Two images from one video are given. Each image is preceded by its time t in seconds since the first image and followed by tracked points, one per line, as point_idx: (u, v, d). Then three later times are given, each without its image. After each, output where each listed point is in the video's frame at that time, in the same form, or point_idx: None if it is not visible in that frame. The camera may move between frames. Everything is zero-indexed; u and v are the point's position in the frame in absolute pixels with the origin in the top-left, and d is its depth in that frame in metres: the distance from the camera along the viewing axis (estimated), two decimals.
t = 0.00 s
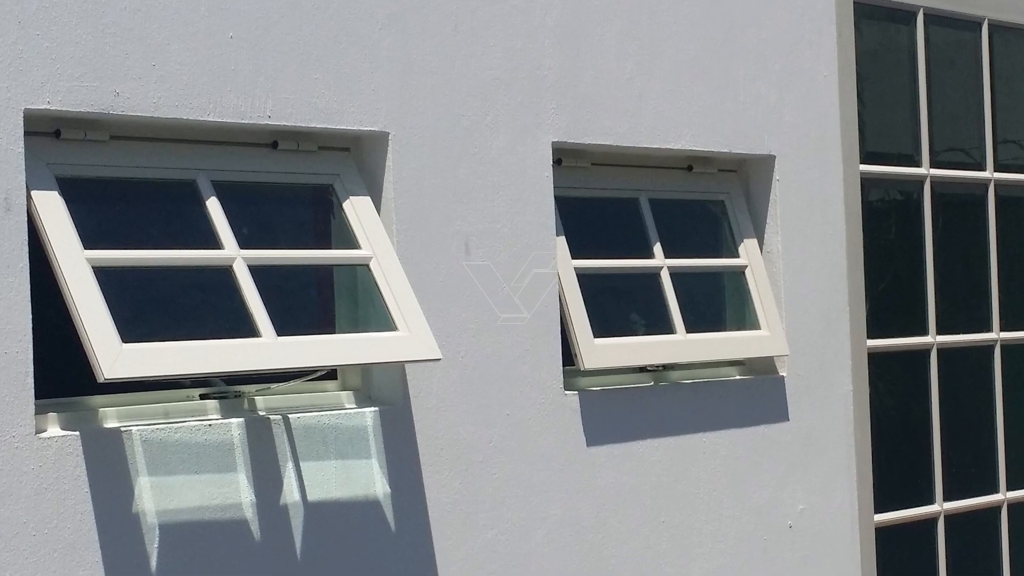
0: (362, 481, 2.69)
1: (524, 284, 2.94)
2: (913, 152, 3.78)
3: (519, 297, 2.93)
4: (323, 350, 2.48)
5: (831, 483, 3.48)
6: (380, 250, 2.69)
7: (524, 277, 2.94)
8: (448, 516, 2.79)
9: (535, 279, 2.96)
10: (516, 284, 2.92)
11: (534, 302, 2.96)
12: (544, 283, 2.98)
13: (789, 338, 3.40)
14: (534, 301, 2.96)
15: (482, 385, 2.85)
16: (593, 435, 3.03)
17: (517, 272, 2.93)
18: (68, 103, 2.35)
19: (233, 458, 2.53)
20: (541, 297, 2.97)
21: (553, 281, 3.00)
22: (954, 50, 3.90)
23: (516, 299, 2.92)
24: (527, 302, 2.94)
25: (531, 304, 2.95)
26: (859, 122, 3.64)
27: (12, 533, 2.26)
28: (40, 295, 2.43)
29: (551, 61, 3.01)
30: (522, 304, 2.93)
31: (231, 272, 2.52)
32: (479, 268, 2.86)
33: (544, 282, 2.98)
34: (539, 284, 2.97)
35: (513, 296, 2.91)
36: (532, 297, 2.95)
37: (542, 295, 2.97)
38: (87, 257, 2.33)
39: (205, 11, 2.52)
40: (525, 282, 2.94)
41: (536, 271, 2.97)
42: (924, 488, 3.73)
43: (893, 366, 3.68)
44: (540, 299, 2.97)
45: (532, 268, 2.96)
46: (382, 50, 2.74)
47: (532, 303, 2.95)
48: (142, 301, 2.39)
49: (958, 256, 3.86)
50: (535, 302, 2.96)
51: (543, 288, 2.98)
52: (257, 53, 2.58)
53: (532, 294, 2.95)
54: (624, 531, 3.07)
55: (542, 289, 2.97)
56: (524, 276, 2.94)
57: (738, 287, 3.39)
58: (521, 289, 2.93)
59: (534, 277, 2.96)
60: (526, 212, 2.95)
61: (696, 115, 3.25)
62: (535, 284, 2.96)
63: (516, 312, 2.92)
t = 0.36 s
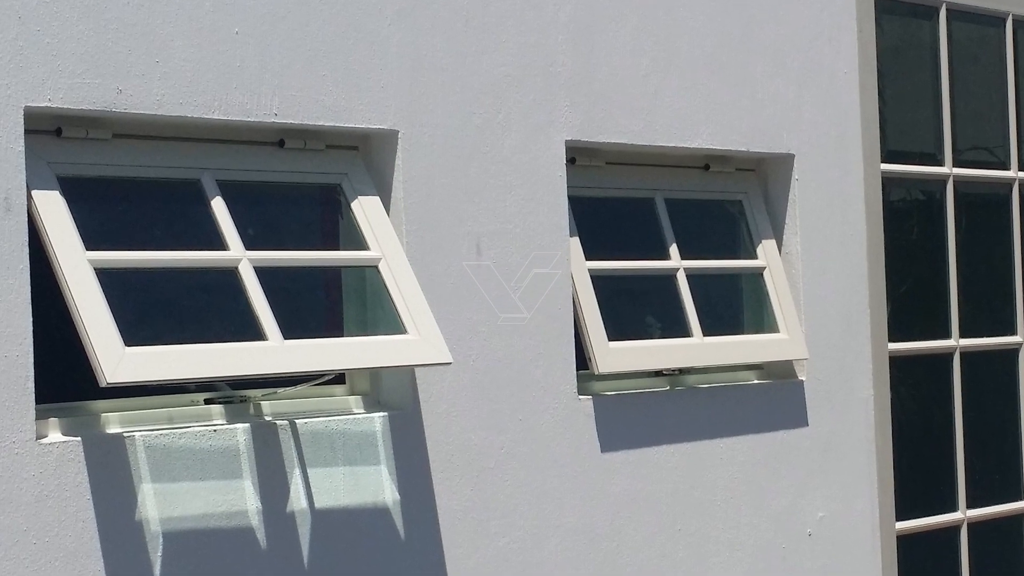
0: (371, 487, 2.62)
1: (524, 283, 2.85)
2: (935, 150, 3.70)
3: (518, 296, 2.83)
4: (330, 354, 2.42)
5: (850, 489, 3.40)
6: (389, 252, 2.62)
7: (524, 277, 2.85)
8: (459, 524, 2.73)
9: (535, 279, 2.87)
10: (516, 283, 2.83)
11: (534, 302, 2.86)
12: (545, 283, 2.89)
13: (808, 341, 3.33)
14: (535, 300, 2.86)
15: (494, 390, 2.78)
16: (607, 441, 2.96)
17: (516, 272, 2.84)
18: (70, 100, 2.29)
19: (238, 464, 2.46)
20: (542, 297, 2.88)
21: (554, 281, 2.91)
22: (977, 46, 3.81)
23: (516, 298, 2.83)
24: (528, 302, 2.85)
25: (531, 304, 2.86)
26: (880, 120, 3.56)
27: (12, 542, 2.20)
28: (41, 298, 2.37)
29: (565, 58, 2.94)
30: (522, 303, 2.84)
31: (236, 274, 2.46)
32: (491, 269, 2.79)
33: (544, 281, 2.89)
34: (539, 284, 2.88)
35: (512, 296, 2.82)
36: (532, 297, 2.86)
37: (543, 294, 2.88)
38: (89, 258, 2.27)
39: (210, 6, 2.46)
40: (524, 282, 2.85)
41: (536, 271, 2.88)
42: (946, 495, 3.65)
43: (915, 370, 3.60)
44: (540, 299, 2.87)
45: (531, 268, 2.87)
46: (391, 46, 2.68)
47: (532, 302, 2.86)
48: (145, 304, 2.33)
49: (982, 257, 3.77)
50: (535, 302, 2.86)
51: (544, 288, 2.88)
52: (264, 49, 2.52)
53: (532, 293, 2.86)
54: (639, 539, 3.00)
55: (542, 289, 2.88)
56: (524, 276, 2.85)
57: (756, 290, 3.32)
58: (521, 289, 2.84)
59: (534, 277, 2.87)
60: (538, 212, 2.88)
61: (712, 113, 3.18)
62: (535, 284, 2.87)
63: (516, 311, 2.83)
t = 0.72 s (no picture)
0: (380, 495, 2.56)
1: (524, 283, 2.76)
2: (958, 149, 3.62)
3: (518, 296, 2.74)
4: (338, 358, 2.36)
5: (871, 496, 3.32)
6: (398, 252, 2.55)
7: (524, 277, 2.76)
8: (470, 532, 2.66)
9: (535, 279, 2.78)
10: (517, 283, 2.74)
11: (534, 301, 2.77)
12: (559, 285, 2.82)
13: (828, 344, 3.25)
14: (535, 300, 2.77)
15: (507, 395, 2.72)
16: (622, 447, 2.88)
17: (517, 271, 2.75)
18: (72, 98, 2.23)
19: (244, 471, 2.40)
20: (542, 297, 2.79)
21: (556, 280, 2.82)
22: (1001, 43, 3.72)
23: (516, 298, 2.74)
24: (528, 302, 2.76)
25: (531, 304, 2.77)
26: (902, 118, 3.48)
27: (12, 551, 2.14)
28: (42, 300, 2.31)
29: (579, 54, 2.87)
30: (521, 303, 2.75)
31: (242, 276, 2.39)
32: (503, 271, 2.72)
33: (545, 281, 2.80)
34: (540, 284, 2.79)
35: (512, 296, 2.73)
36: (532, 296, 2.77)
37: (543, 294, 2.79)
38: (91, 260, 2.21)
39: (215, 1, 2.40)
40: (524, 282, 2.76)
41: (545, 272, 2.80)
42: (969, 502, 3.56)
43: (937, 374, 3.51)
44: (540, 299, 2.78)
45: (532, 268, 2.78)
46: (401, 41, 2.61)
47: (532, 302, 2.77)
48: (148, 307, 2.27)
49: (1007, 258, 3.68)
50: (535, 302, 2.77)
51: (545, 287, 2.79)
52: (270, 45, 2.46)
53: (532, 293, 2.77)
54: (655, 547, 2.92)
55: (542, 289, 2.79)
56: (524, 275, 2.76)
57: (774, 292, 3.24)
58: (521, 288, 2.75)
59: (534, 277, 2.78)
60: (552, 212, 2.81)
61: (730, 111, 3.10)
62: (535, 284, 2.78)
63: (515, 312, 2.74)
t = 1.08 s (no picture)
0: (390, 502, 2.49)
1: (524, 283, 2.66)
2: (983, 147, 3.53)
3: (518, 296, 2.65)
4: (347, 362, 2.30)
5: (893, 504, 3.24)
6: (409, 254, 2.48)
7: (524, 277, 2.67)
8: (483, 541, 2.59)
9: (535, 279, 2.69)
10: (516, 283, 2.65)
11: (535, 301, 2.68)
12: (573, 287, 2.75)
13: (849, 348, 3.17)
14: (535, 300, 2.68)
15: (520, 399, 2.65)
16: (638, 454, 2.81)
17: (517, 271, 2.66)
18: (74, 95, 2.17)
19: (250, 478, 2.33)
20: (542, 297, 2.69)
21: (557, 280, 2.73)
22: None
23: (516, 298, 2.65)
24: (528, 302, 2.67)
25: (531, 304, 2.67)
26: (926, 116, 3.40)
27: (12, 560, 2.08)
28: (43, 302, 2.25)
29: (593, 50, 2.80)
30: (521, 303, 2.66)
31: (248, 278, 2.33)
32: (516, 273, 2.65)
33: (546, 281, 2.70)
34: (540, 284, 2.69)
35: (512, 296, 2.64)
36: (533, 296, 2.68)
37: (545, 294, 2.70)
38: (93, 261, 2.15)
39: None
40: (525, 282, 2.67)
41: (559, 273, 2.73)
42: (994, 510, 3.48)
43: (961, 378, 3.43)
44: (541, 299, 2.69)
45: (532, 267, 2.68)
46: (411, 37, 2.55)
47: (533, 302, 2.68)
48: (151, 309, 2.20)
49: None
50: (535, 302, 2.68)
51: (546, 288, 2.70)
52: (277, 41, 2.39)
53: (533, 292, 2.68)
54: (672, 556, 2.85)
55: (543, 289, 2.70)
56: (524, 275, 2.67)
57: (794, 295, 3.17)
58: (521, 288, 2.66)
59: (534, 277, 2.68)
60: (566, 212, 2.75)
61: (748, 109, 3.03)
62: (535, 284, 2.69)
63: (515, 312, 2.65)
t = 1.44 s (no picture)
0: (400, 510, 2.42)
1: (524, 282, 2.58)
2: (1009, 145, 3.46)
3: (516, 296, 2.56)
4: (356, 366, 2.23)
5: (916, 511, 3.16)
6: (420, 255, 2.42)
7: (524, 276, 2.58)
8: (496, 550, 2.52)
9: (535, 279, 2.59)
10: (516, 282, 2.57)
11: (535, 300, 2.59)
12: (588, 289, 2.68)
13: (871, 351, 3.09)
14: (536, 299, 2.59)
15: (533, 405, 2.58)
16: (655, 460, 2.74)
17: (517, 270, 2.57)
18: (76, 92, 2.11)
19: (257, 485, 2.27)
20: (543, 296, 2.60)
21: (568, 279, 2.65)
22: None
23: (515, 297, 2.56)
24: (528, 302, 2.58)
25: (531, 304, 2.58)
26: (950, 114, 3.32)
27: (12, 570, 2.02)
28: (44, 305, 2.19)
29: (609, 46, 2.73)
30: (521, 302, 2.57)
31: (255, 280, 2.27)
32: (529, 275, 2.59)
33: (546, 280, 2.61)
34: (540, 283, 2.60)
35: (512, 295, 2.56)
36: (534, 295, 2.59)
37: (545, 293, 2.61)
38: (95, 262, 2.09)
39: None
40: (524, 282, 2.57)
41: (573, 275, 2.66)
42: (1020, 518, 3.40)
43: (985, 383, 3.35)
44: (542, 298, 2.60)
45: (532, 266, 2.59)
46: (422, 32, 2.48)
47: (533, 301, 2.59)
48: (156, 312, 2.14)
49: None
50: (535, 301, 2.59)
51: (545, 288, 2.61)
52: (284, 36, 2.33)
53: (532, 292, 2.59)
54: (690, 566, 2.77)
55: (543, 288, 2.61)
56: (524, 275, 2.58)
57: (816, 297, 3.09)
58: (520, 287, 2.57)
59: (534, 276, 2.59)
60: (580, 212, 2.68)
61: (767, 106, 2.96)
62: (535, 283, 2.59)
63: (514, 312, 2.56)
